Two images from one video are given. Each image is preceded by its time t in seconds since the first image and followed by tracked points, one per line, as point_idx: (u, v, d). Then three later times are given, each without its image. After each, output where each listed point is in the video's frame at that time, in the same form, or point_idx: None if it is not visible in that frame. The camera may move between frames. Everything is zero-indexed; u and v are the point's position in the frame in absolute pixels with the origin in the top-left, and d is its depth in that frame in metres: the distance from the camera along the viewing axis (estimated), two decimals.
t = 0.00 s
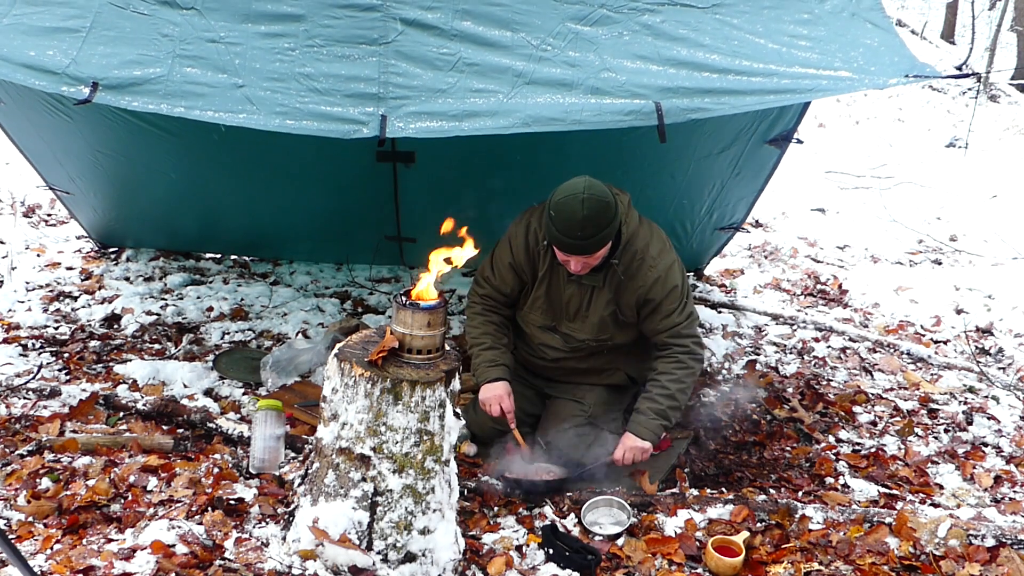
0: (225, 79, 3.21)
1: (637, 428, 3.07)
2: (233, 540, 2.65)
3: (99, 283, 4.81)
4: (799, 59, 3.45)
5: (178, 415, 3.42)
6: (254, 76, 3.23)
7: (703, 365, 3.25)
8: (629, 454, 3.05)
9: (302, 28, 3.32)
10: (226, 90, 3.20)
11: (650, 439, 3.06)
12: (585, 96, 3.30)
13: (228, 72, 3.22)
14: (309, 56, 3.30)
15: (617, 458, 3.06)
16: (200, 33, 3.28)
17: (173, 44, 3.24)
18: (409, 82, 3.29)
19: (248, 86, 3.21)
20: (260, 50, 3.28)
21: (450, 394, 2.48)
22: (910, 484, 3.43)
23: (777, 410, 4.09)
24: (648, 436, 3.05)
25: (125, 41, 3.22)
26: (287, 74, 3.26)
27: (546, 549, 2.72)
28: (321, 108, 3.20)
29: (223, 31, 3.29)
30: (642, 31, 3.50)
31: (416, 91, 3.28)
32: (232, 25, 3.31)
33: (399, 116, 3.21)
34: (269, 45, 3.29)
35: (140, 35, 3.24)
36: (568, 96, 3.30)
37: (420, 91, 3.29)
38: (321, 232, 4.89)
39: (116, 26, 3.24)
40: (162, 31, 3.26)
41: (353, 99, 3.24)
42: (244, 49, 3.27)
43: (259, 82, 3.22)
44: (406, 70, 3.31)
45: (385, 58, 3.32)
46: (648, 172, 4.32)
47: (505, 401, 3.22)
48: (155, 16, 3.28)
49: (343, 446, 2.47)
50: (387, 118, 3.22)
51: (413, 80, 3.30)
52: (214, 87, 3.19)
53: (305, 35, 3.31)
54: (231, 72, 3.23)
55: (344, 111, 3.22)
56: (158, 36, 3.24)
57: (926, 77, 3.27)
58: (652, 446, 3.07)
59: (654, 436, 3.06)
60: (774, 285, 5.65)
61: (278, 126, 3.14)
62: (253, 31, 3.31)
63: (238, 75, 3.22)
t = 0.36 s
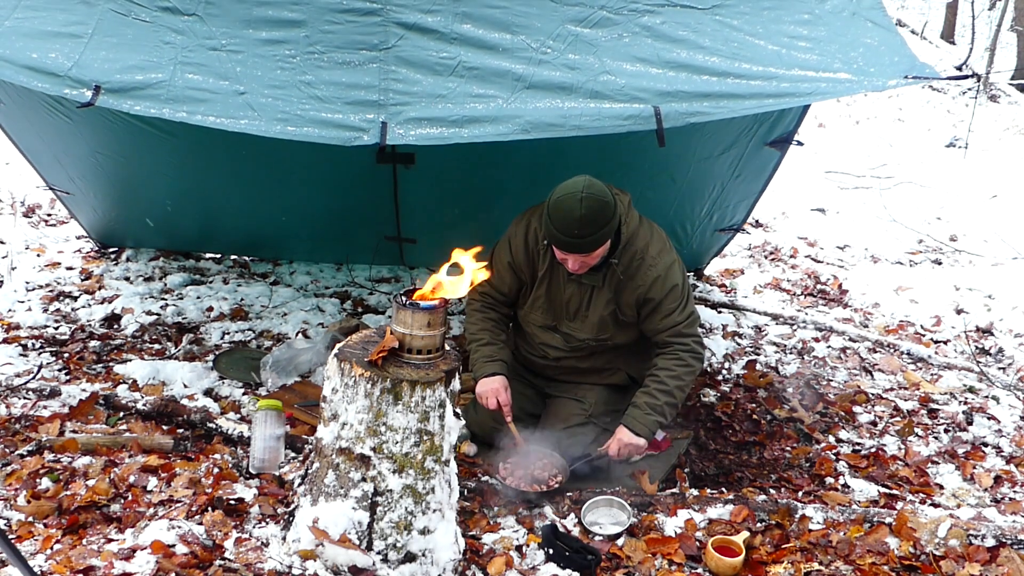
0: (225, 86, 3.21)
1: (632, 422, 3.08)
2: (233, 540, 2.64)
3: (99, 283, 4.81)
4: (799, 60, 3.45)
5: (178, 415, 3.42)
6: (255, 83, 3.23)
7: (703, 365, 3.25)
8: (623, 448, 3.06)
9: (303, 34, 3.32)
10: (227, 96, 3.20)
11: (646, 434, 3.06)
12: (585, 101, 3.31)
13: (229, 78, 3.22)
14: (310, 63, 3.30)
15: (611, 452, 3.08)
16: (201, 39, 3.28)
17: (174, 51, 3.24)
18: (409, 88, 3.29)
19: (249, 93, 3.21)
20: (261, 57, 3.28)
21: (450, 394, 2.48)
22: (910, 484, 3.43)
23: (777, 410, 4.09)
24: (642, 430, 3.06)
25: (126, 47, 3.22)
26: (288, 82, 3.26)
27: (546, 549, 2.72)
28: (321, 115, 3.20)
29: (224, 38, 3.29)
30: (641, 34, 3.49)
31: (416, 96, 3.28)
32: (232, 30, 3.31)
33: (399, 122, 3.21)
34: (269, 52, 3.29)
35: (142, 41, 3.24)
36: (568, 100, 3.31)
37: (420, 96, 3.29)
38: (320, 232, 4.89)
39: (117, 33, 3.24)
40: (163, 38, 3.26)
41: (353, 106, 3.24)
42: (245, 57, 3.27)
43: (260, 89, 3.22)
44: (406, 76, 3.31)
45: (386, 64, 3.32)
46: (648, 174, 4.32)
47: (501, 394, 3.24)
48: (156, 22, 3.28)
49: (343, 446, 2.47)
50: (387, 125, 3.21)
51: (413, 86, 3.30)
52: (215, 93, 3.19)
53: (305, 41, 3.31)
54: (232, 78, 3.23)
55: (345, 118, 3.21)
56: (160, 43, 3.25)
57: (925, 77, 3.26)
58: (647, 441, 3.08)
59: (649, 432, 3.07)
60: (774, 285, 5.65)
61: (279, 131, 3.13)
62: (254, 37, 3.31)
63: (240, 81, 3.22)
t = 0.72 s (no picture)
0: (225, 86, 3.20)
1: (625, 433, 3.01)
2: (233, 540, 2.64)
3: (99, 283, 4.81)
4: (798, 62, 3.45)
5: (178, 415, 3.42)
6: (255, 84, 3.23)
7: (695, 375, 3.22)
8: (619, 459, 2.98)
9: (303, 37, 3.32)
10: (227, 97, 3.19)
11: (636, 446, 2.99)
12: (585, 104, 3.30)
13: (229, 80, 3.22)
14: (310, 65, 3.30)
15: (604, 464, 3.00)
16: (201, 41, 3.28)
17: (175, 52, 3.24)
18: (409, 91, 3.29)
19: (249, 94, 3.20)
20: (261, 59, 3.28)
21: (450, 394, 2.48)
22: (910, 484, 3.43)
23: (777, 410, 4.09)
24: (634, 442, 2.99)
25: (126, 48, 3.22)
26: (288, 83, 3.26)
27: (546, 549, 2.72)
28: (322, 117, 3.19)
29: (224, 41, 3.29)
30: (641, 37, 3.50)
31: (416, 99, 3.28)
32: (232, 33, 3.31)
33: (399, 125, 3.21)
34: (269, 54, 3.29)
35: (142, 42, 3.24)
36: (567, 104, 3.31)
37: (420, 100, 3.28)
38: (320, 232, 4.88)
39: (117, 34, 3.24)
40: (163, 40, 3.26)
41: (353, 108, 3.23)
42: (245, 59, 3.27)
43: (260, 90, 3.22)
44: (407, 79, 3.31)
45: (386, 67, 3.32)
46: (648, 175, 4.31)
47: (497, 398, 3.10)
48: (156, 24, 3.28)
49: (343, 446, 2.47)
50: (387, 128, 3.20)
51: (413, 89, 3.30)
52: (215, 93, 3.18)
53: (305, 43, 3.32)
54: (232, 80, 3.22)
55: (345, 120, 3.20)
56: (160, 44, 3.25)
57: (924, 79, 3.27)
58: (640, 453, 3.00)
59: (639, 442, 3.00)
60: (774, 285, 5.65)
61: (279, 133, 3.12)
62: (254, 39, 3.31)
63: (240, 82, 3.22)
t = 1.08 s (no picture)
0: (226, 86, 3.20)
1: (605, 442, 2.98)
2: (233, 540, 2.64)
3: (99, 283, 4.80)
4: (798, 63, 3.45)
5: (178, 415, 3.42)
6: (255, 84, 3.22)
7: (685, 382, 3.19)
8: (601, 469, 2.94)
9: (303, 36, 3.32)
10: (227, 97, 3.19)
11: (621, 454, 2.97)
12: (585, 104, 3.30)
13: (229, 80, 3.22)
14: (310, 65, 3.30)
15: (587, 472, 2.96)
16: (202, 41, 3.28)
17: (175, 52, 3.24)
18: (409, 91, 3.29)
19: (249, 93, 3.20)
20: (261, 58, 3.28)
21: (450, 394, 2.48)
22: (910, 484, 3.43)
23: (777, 410, 4.09)
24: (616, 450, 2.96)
25: (126, 48, 3.22)
26: (288, 83, 3.26)
27: (546, 549, 2.71)
28: (322, 116, 3.18)
29: (224, 40, 3.29)
30: (641, 37, 3.50)
31: (415, 99, 3.28)
32: (233, 33, 3.31)
33: (399, 124, 3.20)
34: (269, 54, 3.29)
35: (142, 42, 3.24)
36: (568, 104, 3.30)
37: (420, 99, 3.28)
38: (320, 232, 4.88)
39: (118, 34, 3.24)
40: (163, 39, 3.26)
41: (353, 108, 3.23)
42: (245, 58, 3.26)
43: (260, 90, 3.22)
44: (407, 79, 3.31)
45: (386, 66, 3.32)
46: (648, 176, 4.31)
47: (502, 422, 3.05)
48: (156, 23, 3.28)
49: (343, 446, 2.47)
50: (388, 128, 3.20)
51: (413, 89, 3.30)
52: (215, 93, 3.18)
53: (305, 43, 3.31)
54: (232, 79, 3.22)
55: (345, 120, 3.20)
56: (160, 44, 3.25)
57: (924, 80, 3.27)
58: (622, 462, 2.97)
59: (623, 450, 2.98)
60: (774, 285, 5.65)
61: (279, 132, 3.12)
62: (254, 39, 3.31)
63: (240, 82, 3.22)
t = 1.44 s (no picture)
0: (226, 85, 3.20)
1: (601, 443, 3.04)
2: (233, 540, 2.65)
3: (99, 283, 4.81)
4: (798, 62, 3.45)
5: (178, 415, 3.42)
6: (255, 83, 3.22)
7: (680, 386, 3.20)
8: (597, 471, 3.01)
9: (303, 35, 3.32)
10: (227, 96, 3.19)
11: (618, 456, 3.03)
12: (585, 103, 3.30)
13: (229, 79, 3.22)
14: (310, 64, 3.30)
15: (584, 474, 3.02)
16: (202, 40, 3.28)
17: (175, 51, 3.24)
18: (409, 89, 3.29)
19: (250, 93, 3.20)
20: (261, 57, 3.28)
21: (450, 394, 2.48)
22: (910, 484, 3.43)
23: (777, 410, 4.09)
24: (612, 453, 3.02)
25: (126, 47, 3.22)
26: (288, 82, 3.26)
27: (546, 549, 2.71)
28: (322, 115, 3.18)
29: (224, 39, 3.29)
30: (641, 34, 3.49)
31: (415, 98, 3.28)
32: (233, 31, 3.31)
33: (399, 123, 3.20)
34: (269, 52, 3.29)
35: (142, 41, 3.24)
36: (568, 103, 3.31)
37: (420, 98, 3.28)
38: (320, 232, 4.88)
39: (118, 33, 3.24)
40: (164, 38, 3.26)
41: (353, 107, 3.23)
42: (245, 57, 3.27)
43: (260, 89, 3.22)
44: (407, 77, 3.31)
45: (386, 65, 3.32)
46: (648, 175, 4.31)
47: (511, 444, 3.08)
48: (156, 22, 3.28)
49: (343, 446, 2.47)
50: (388, 127, 3.20)
51: (413, 87, 3.30)
52: (215, 92, 3.18)
53: (305, 41, 3.32)
54: (232, 79, 3.22)
55: (345, 119, 3.20)
56: (160, 43, 3.25)
57: (925, 79, 3.27)
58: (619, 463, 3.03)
59: (619, 453, 3.03)
60: (775, 285, 5.65)
61: (279, 131, 3.12)
62: (254, 37, 3.31)
63: (240, 81, 3.22)
